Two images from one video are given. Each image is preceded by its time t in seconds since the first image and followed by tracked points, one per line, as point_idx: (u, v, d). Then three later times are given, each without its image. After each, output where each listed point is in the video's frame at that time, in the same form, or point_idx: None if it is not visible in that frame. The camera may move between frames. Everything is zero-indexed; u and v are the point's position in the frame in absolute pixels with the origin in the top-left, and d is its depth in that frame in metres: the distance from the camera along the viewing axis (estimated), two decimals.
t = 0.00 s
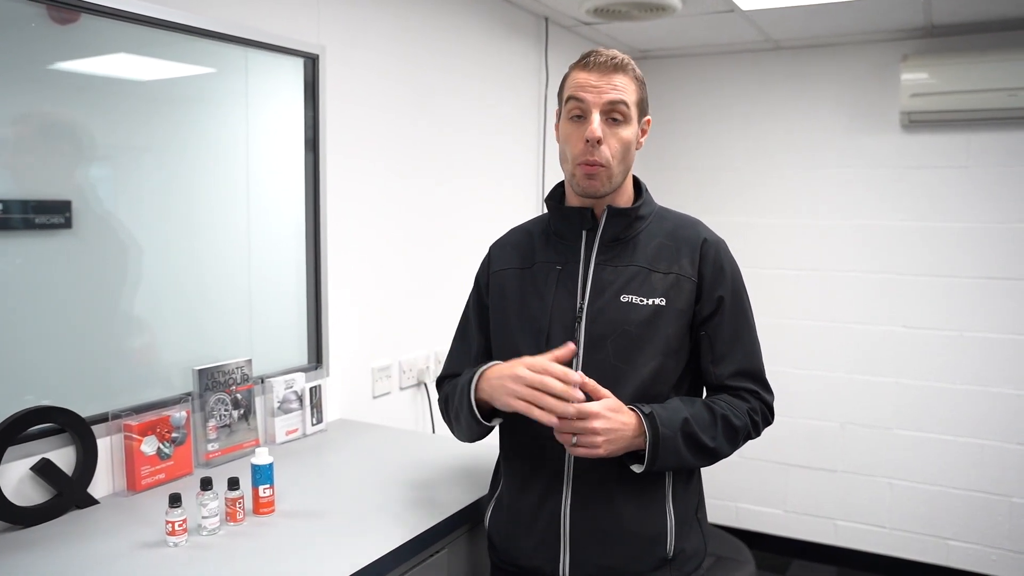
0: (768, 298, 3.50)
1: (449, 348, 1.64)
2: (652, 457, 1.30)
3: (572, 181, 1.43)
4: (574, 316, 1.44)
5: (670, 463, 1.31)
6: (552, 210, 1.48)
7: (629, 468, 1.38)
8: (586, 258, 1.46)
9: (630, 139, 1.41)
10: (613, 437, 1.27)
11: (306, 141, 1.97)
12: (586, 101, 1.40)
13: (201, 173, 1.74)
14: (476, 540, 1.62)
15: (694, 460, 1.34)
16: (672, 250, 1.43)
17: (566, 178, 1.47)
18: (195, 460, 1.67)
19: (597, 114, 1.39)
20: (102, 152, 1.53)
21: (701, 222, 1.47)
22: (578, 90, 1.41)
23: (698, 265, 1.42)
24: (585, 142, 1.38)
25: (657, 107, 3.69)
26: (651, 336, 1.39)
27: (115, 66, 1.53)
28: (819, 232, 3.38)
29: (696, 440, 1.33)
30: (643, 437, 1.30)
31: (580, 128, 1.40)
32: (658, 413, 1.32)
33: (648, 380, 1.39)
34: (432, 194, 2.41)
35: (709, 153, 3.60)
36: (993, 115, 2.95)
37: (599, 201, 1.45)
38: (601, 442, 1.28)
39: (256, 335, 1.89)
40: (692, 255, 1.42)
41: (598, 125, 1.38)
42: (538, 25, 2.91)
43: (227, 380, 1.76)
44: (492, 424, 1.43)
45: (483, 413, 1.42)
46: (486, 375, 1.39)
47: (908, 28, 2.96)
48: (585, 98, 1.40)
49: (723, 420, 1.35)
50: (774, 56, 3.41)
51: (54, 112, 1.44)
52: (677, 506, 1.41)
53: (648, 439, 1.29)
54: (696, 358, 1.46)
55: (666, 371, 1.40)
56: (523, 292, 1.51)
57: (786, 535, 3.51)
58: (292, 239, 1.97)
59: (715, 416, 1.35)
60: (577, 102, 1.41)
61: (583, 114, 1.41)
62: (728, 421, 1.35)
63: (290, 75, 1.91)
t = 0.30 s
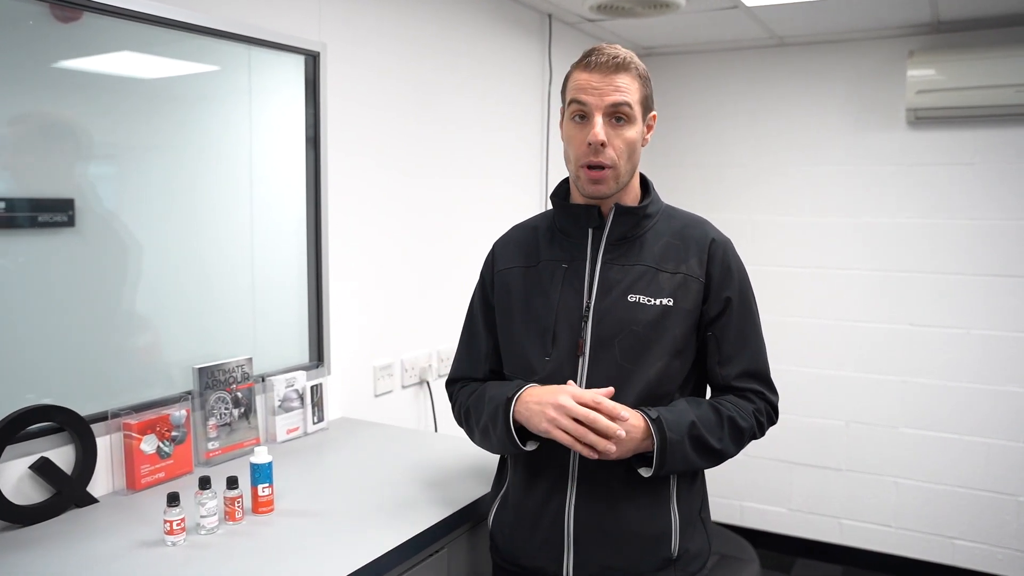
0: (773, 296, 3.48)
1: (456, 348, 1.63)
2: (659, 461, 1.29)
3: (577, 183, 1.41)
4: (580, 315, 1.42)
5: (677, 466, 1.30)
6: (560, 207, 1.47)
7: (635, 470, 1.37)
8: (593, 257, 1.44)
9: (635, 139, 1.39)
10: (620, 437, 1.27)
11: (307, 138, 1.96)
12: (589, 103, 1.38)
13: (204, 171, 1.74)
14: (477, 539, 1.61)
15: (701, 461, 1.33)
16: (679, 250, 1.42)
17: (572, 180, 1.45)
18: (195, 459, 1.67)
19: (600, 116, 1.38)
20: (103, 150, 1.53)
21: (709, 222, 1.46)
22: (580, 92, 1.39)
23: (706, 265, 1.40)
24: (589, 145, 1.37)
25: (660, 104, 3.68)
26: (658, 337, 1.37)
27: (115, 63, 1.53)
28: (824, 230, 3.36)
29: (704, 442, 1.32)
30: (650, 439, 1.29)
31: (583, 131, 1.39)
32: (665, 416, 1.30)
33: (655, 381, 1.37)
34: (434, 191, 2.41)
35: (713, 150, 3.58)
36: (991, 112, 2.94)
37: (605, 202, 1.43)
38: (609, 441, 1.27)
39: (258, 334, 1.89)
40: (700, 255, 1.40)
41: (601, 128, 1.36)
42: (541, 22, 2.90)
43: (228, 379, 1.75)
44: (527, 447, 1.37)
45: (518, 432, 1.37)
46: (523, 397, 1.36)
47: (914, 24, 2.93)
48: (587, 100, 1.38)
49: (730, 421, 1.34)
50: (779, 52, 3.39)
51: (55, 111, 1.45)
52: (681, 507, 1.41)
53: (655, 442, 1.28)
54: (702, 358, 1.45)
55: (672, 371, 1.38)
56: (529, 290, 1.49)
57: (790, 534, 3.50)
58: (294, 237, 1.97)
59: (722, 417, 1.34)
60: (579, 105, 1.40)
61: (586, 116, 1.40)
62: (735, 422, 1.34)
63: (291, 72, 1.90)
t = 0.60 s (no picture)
0: (776, 298, 3.46)
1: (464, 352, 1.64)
2: (657, 470, 1.27)
3: (579, 188, 1.41)
4: (581, 318, 1.41)
5: (676, 474, 1.28)
6: (563, 210, 1.46)
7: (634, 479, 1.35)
8: (594, 260, 1.43)
9: (635, 142, 1.38)
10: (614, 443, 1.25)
11: (308, 139, 1.96)
12: (586, 109, 1.37)
13: (206, 172, 1.74)
14: (477, 543, 1.60)
15: (703, 469, 1.31)
16: (682, 253, 1.39)
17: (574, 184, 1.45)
18: (195, 461, 1.67)
19: (598, 122, 1.36)
20: (105, 152, 1.53)
21: (714, 224, 1.43)
22: (578, 97, 1.38)
23: (710, 269, 1.38)
24: (588, 151, 1.36)
25: (664, 105, 3.67)
26: (659, 341, 1.36)
27: (115, 64, 1.53)
28: (828, 232, 3.35)
29: (705, 450, 1.30)
30: (646, 448, 1.27)
31: (583, 136, 1.38)
32: (663, 424, 1.28)
33: (656, 386, 1.35)
34: (436, 193, 2.40)
35: (717, 151, 3.57)
36: (994, 114, 2.92)
37: (608, 203, 1.43)
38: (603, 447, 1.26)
39: (258, 336, 1.88)
40: (703, 258, 1.38)
41: (599, 134, 1.35)
42: (544, 23, 2.89)
43: (228, 381, 1.75)
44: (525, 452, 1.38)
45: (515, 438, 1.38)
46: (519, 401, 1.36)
47: (919, 25, 2.92)
48: (585, 105, 1.37)
49: (733, 429, 1.32)
50: (783, 53, 3.37)
51: (56, 113, 1.45)
52: (682, 514, 1.38)
53: (652, 451, 1.26)
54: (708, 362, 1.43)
55: (674, 377, 1.36)
56: (531, 293, 1.49)
57: (795, 537, 3.48)
58: (295, 239, 1.96)
59: (724, 424, 1.32)
60: (577, 110, 1.39)
61: (584, 120, 1.39)
62: (738, 429, 1.32)
63: (292, 74, 1.90)
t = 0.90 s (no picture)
0: (779, 298, 3.45)
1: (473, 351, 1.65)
2: (644, 472, 1.26)
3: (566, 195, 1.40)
4: (578, 317, 1.40)
5: (665, 476, 1.27)
6: (565, 210, 1.45)
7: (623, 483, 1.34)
8: (594, 260, 1.42)
9: (612, 145, 1.33)
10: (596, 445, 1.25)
11: (307, 139, 1.96)
12: (560, 116, 1.35)
13: (208, 172, 1.74)
14: (475, 544, 1.59)
15: (694, 472, 1.29)
16: (682, 254, 1.38)
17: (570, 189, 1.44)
18: (194, 461, 1.67)
19: (570, 129, 1.34)
20: (106, 152, 1.53)
21: (718, 226, 1.41)
22: (554, 105, 1.37)
23: (709, 271, 1.35)
24: (562, 159, 1.35)
25: (666, 104, 3.66)
26: (655, 343, 1.34)
27: (115, 63, 1.53)
28: (830, 231, 3.33)
29: (697, 454, 1.28)
30: (633, 449, 1.26)
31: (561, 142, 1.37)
32: (652, 425, 1.27)
33: (651, 388, 1.34)
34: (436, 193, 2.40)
35: (719, 151, 3.56)
36: (990, 113, 2.92)
37: (608, 204, 1.41)
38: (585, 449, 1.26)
39: (258, 336, 1.88)
40: (703, 260, 1.36)
41: (569, 142, 1.33)
42: (545, 23, 2.89)
43: (226, 382, 1.75)
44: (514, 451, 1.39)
45: (504, 437, 1.39)
46: (508, 401, 1.38)
47: (921, 24, 2.91)
48: (559, 113, 1.36)
49: (729, 434, 1.30)
50: (786, 52, 3.36)
51: (56, 113, 1.45)
52: (676, 518, 1.36)
53: (639, 452, 1.26)
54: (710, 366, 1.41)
55: (670, 379, 1.35)
56: (531, 293, 1.49)
57: (798, 538, 3.47)
58: (295, 239, 1.96)
59: (720, 429, 1.30)
60: (555, 118, 1.37)
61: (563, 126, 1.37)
62: (734, 435, 1.30)
63: (292, 74, 1.90)
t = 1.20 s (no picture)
0: (783, 298, 3.45)
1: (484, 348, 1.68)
2: (623, 476, 1.26)
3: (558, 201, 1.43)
4: (572, 317, 1.40)
5: (645, 481, 1.26)
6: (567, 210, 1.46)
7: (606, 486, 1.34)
8: (590, 260, 1.42)
9: (587, 156, 1.33)
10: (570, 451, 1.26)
11: (308, 139, 1.96)
12: (540, 128, 1.38)
13: (210, 171, 1.75)
14: (475, 543, 1.59)
15: (679, 479, 1.28)
16: (677, 256, 1.36)
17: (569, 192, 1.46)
18: (195, 461, 1.67)
19: (547, 140, 1.36)
20: (110, 152, 1.54)
21: (718, 229, 1.39)
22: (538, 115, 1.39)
23: (703, 273, 1.34)
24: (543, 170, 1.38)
25: (670, 103, 3.65)
26: (645, 343, 1.33)
27: (118, 64, 1.54)
28: (834, 231, 3.32)
29: (681, 459, 1.27)
30: (613, 452, 1.27)
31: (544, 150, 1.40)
32: (632, 428, 1.28)
33: (641, 389, 1.33)
34: (438, 193, 2.40)
35: (724, 151, 3.55)
36: (990, 112, 2.92)
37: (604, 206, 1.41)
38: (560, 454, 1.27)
39: (258, 336, 1.89)
40: (697, 262, 1.35)
41: (545, 154, 1.36)
42: (548, 23, 2.88)
43: (227, 381, 1.75)
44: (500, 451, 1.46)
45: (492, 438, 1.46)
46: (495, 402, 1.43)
47: (926, 23, 2.90)
48: (540, 124, 1.38)
49: (717, 441, 1.28)
50: (789, 52, 3.35)
51: (59, 113, 1.46)
52: (665, 524, 1.34)
53: (617, 455, 1.26)
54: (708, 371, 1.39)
55: (660, 381, 1.34)
56: (531, 291, 1.50)
57: (801, 539, 3.46)
58: (296, 240, 1.96)
59: (708, 435, 1.28)
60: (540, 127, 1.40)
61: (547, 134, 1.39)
62: (723, 442, 1.27)
63: (294, 74, 1.91)
